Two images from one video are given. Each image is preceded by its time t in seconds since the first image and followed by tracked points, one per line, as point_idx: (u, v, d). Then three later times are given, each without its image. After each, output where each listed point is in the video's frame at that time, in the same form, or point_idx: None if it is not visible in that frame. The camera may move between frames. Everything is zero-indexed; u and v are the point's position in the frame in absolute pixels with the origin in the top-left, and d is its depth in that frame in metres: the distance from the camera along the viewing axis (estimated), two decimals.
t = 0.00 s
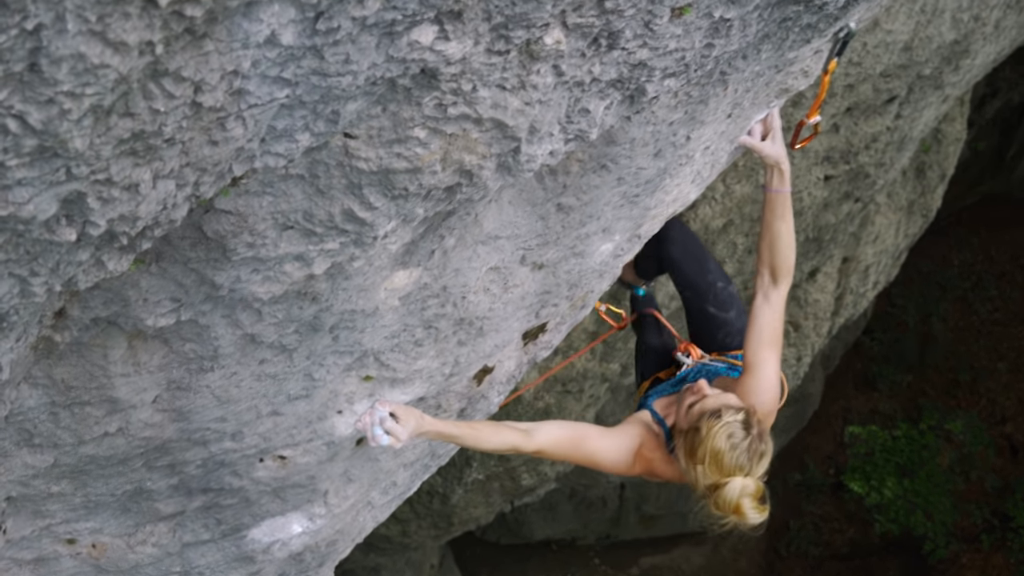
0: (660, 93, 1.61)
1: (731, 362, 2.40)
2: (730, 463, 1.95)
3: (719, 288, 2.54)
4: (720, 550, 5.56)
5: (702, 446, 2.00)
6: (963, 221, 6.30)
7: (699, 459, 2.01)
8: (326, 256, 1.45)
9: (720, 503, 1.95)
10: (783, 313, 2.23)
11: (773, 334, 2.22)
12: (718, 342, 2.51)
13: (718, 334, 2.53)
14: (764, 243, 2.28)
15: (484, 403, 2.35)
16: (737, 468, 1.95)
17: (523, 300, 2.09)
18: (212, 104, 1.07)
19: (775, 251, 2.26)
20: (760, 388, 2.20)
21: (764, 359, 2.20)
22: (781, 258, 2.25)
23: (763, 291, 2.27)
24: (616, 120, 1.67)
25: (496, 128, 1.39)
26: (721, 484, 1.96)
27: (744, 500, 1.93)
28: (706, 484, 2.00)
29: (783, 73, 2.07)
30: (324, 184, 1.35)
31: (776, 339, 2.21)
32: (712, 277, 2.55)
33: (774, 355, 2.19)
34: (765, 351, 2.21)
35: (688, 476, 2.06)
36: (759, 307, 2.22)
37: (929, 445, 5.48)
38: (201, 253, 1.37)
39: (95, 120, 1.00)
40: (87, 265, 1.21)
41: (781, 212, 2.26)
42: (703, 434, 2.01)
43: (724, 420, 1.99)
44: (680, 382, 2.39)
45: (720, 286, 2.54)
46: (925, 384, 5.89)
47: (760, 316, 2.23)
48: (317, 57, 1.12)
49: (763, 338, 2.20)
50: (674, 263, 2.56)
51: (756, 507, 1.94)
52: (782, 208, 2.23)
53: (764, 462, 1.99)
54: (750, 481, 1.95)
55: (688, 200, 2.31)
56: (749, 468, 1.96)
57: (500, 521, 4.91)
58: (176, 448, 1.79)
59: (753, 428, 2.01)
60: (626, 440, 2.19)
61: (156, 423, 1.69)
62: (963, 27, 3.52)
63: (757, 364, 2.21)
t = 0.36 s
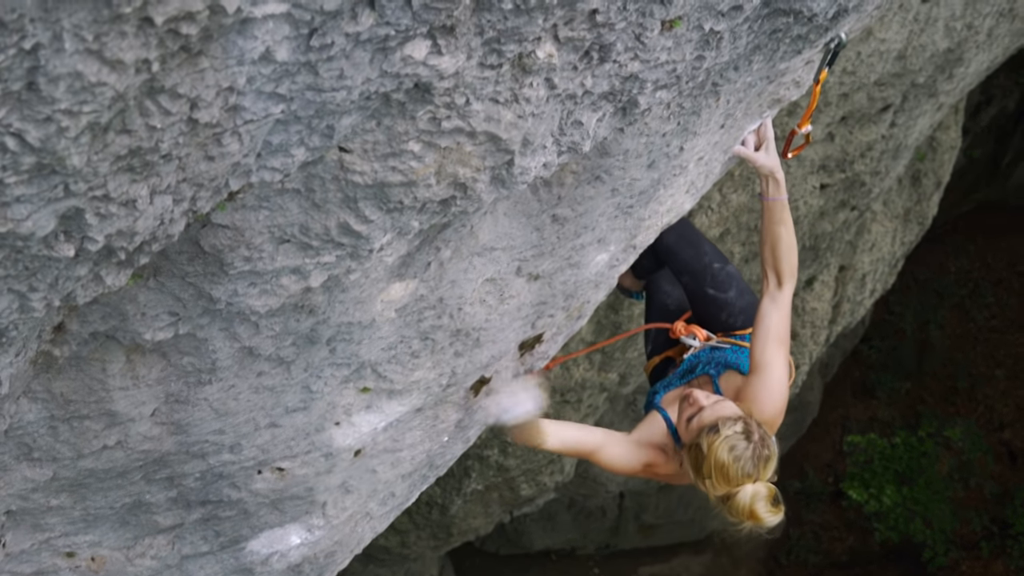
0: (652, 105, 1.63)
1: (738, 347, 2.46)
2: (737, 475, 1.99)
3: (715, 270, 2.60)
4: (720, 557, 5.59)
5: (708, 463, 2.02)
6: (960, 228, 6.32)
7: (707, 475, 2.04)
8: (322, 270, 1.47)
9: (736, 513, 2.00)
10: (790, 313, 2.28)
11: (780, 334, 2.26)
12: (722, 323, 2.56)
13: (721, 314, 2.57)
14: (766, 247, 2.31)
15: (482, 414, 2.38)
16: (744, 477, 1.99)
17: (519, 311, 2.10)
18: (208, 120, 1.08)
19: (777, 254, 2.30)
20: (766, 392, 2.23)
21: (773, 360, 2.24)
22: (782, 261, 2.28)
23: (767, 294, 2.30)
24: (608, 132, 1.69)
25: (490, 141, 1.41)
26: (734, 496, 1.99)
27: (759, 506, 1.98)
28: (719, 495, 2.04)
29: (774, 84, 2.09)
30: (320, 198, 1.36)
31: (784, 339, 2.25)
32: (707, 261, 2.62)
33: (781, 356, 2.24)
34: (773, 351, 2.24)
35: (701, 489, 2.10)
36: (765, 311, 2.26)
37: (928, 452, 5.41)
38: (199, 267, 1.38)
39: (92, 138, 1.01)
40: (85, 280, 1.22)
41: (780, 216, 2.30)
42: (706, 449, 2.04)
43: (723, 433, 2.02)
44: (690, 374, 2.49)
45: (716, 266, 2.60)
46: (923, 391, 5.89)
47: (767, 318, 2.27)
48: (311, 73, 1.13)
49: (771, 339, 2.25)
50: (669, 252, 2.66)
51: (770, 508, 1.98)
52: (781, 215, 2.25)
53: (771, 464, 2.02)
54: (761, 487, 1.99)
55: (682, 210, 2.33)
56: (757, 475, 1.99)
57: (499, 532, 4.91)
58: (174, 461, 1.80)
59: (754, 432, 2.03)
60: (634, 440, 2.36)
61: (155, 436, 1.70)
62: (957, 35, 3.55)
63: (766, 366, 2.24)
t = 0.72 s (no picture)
0: (644, 118, 1.66)
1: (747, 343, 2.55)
2: (780, 474, 2.11)
3: (718, 268, 2.64)
4: (718, 568, 5.59)
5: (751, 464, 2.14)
6: (955, 236, 6.34)
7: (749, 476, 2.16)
8: (318, 285, 1.47)
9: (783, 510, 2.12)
10: (802, 312, 2.42)
11: (796, 332, 2.41)
12: (729, 320, 2.63)
13: (726, 311, 2.64)
14: (774, 253, 2.45)
15: (478, 425, 2.40)
16: (786, 475, 2.12)
17: (514, 324, 2.10)
18: (203, 137, 1.09)
19: (784, 258, 2.44)
20: (793, 391, 2.35)
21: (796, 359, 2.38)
22: (790, 264, 2.43)
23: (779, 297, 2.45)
24: (601, 146, 1.71)
25: (483, 156, 1.42)
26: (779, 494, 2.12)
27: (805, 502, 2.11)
28: (762, 493, 2.16)
29: (767, 95, 2.11)
30: (315, 213, 1.37)
31: (800, 337, 2.40)
32: (710, 259, 2.64)
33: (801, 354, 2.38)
34: (793, 349, 2.39)
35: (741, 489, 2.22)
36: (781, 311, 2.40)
37: (924, 461, 5.40)
38: (195, 283, 1.39)
39: (89, 156, 1.02)
40: (82, 296, 1.22)
41: (783, 223, 2.44)
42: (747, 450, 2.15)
43: (762, 433, 2.13)
44: (713, 380, 2.55)
45: (718, 264, 2.64)
46: (920, 400, 5.90)
47: (782, 319, 2.42)
48: (305, 89, 1.14)
49: (788, 338, 2.39)
50: (670, 256, 2.64)
51: (814, 502, 2.12)
52: (782, 221, 2.39)
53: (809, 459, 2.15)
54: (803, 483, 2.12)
55: (676, 222, 2.34)
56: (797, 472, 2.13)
57: (498, 545, 4.89)
58: (171, 476, 1.80)
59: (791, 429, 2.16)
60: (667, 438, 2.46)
61: (152, 451, 1.70)
62: (950, 44, 3.57)
63: (788, 365, 2.38)
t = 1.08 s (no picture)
0: (637, 130, 1.68)
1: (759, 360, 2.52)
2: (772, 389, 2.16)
3: (723, 290, 2.65)
4: None
5: (743, 392, 2.18)
6: (949, 245, 6.36)
7: (744, 407, 2.18)
8: (313, 298, 1.48)
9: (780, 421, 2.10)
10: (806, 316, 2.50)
11: (802, 336, 2.48)
12: (737, 341, 2.62)
13: (734, 332, 2.63)
14: (772, 262, 2.51)
15: (474, 438, 2.40)
16: (780, 391, 2.15)
17: (509, 336, 2.11)
18: (197, 153, 1.10)
19: (782, 265, 2.50)
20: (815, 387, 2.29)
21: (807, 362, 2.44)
22: (788, 270, 2.49)
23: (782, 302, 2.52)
24: (594, 158, 1.73)
25: (477, 168, 1.43)
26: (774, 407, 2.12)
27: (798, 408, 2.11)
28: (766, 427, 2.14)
29: (760, 106, 2.12)
30: (310, 227, 1.37)
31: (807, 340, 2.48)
32: (715, 281, 2.66)
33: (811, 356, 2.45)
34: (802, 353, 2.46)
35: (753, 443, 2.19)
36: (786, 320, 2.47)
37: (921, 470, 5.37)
38: (191, 297, 1.39)
39: (83, 172, 1.03)
40: (77, 312, 1.23)
41: (779, 230, 2.48)
42: (739, 384, 2.21)
43: (752, 363, 2.23)
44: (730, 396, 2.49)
45: (724, 286, 2.65)
46: (916, 409, 5.91)
47: (787, 326, 2.49)
48: (299, 104, 1.15)
49: (797, 343, 2.47)
50: (676, 278, 2.64)
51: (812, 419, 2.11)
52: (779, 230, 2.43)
53: (806, 384, 2.19)
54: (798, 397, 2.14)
55: (670, 233, 2.35)
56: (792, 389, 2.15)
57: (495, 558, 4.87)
58: (167, 492, 1.80)
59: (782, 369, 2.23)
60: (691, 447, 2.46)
61: (148, 466, 1.70)
62: (942, 54, 3.59)
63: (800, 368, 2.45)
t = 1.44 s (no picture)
0: (630, 140, 1.69)
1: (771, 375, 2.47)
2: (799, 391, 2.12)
3: (720, 302, 2.65)
4: None
5: (770, 397, 2.14)
6: (944, 252, 6.38)
7: (773, 413, 2.13)
8: (307, 311, 1.48)
9: (811, 423, 2.05)
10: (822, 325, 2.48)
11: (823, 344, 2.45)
12: (736, 355, 2.60)
13: (733, 347, 2.62)
14: (780, 274, 2.52)
15: (470, 449, 2.40)
16: (808, 393, 2.11)
17: (504, 347, 2.11)
18: (191, 166, 1.10)
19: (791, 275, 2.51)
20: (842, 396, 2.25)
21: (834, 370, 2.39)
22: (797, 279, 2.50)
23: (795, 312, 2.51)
24: (587, 169, 1.74)
25: (471, 180, 1.43)
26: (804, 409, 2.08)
27: (828, 408, 2.07)
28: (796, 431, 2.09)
29: (752, 115, 2.13)
30: (304, 240, 1.37)
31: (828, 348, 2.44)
32: (710, 294, 2.65)
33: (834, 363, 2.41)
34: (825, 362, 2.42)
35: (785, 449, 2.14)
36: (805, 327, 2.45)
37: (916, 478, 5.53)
38: (185, 311, 1.39)
39: (77, 187, 1.03)
40: (71, 326, 1.22)
41: (781, 241, 2.52)
42: (765, 391, 2.17)
43: (777, 369, 2.20)
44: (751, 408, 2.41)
45: (720, 299, 2.65)
46: (911, 416, 5.86)
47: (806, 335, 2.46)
48: (293, 117, 1.15)
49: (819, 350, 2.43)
50: (670, 294, 2.63)
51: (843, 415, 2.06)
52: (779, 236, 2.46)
53: (834, 387, 2.15)
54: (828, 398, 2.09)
55: (664, 242, 2.35)
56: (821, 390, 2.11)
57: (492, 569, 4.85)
58: (162, 506, 1.79)
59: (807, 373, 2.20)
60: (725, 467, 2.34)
61: (142, 481, 1.69)
62: (936, 62, 3.61)
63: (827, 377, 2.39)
